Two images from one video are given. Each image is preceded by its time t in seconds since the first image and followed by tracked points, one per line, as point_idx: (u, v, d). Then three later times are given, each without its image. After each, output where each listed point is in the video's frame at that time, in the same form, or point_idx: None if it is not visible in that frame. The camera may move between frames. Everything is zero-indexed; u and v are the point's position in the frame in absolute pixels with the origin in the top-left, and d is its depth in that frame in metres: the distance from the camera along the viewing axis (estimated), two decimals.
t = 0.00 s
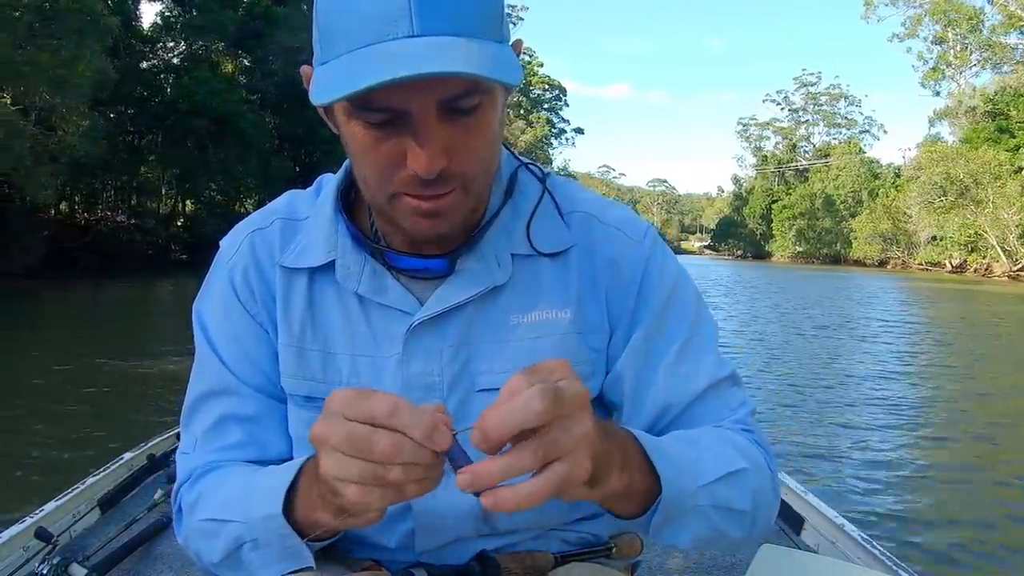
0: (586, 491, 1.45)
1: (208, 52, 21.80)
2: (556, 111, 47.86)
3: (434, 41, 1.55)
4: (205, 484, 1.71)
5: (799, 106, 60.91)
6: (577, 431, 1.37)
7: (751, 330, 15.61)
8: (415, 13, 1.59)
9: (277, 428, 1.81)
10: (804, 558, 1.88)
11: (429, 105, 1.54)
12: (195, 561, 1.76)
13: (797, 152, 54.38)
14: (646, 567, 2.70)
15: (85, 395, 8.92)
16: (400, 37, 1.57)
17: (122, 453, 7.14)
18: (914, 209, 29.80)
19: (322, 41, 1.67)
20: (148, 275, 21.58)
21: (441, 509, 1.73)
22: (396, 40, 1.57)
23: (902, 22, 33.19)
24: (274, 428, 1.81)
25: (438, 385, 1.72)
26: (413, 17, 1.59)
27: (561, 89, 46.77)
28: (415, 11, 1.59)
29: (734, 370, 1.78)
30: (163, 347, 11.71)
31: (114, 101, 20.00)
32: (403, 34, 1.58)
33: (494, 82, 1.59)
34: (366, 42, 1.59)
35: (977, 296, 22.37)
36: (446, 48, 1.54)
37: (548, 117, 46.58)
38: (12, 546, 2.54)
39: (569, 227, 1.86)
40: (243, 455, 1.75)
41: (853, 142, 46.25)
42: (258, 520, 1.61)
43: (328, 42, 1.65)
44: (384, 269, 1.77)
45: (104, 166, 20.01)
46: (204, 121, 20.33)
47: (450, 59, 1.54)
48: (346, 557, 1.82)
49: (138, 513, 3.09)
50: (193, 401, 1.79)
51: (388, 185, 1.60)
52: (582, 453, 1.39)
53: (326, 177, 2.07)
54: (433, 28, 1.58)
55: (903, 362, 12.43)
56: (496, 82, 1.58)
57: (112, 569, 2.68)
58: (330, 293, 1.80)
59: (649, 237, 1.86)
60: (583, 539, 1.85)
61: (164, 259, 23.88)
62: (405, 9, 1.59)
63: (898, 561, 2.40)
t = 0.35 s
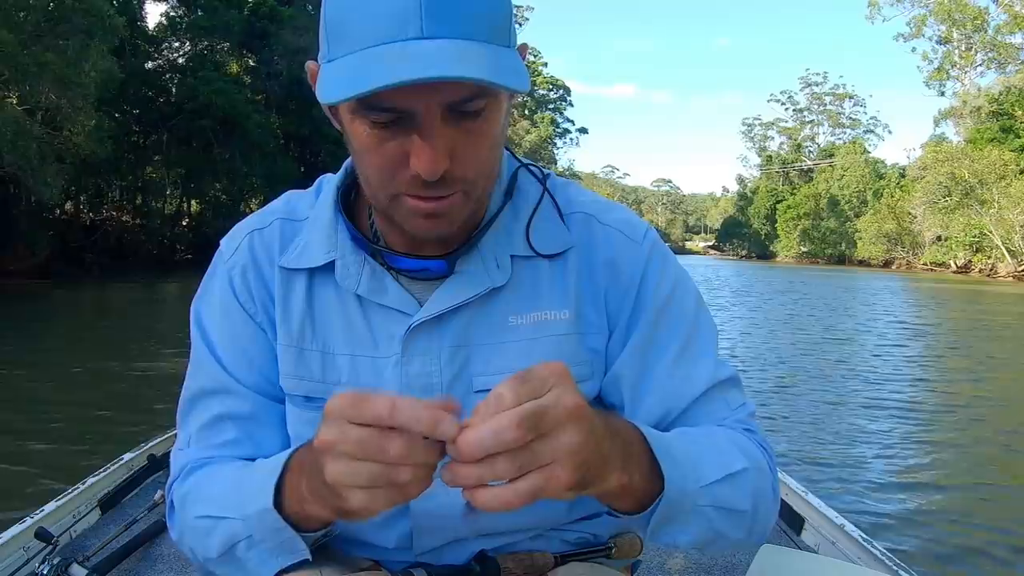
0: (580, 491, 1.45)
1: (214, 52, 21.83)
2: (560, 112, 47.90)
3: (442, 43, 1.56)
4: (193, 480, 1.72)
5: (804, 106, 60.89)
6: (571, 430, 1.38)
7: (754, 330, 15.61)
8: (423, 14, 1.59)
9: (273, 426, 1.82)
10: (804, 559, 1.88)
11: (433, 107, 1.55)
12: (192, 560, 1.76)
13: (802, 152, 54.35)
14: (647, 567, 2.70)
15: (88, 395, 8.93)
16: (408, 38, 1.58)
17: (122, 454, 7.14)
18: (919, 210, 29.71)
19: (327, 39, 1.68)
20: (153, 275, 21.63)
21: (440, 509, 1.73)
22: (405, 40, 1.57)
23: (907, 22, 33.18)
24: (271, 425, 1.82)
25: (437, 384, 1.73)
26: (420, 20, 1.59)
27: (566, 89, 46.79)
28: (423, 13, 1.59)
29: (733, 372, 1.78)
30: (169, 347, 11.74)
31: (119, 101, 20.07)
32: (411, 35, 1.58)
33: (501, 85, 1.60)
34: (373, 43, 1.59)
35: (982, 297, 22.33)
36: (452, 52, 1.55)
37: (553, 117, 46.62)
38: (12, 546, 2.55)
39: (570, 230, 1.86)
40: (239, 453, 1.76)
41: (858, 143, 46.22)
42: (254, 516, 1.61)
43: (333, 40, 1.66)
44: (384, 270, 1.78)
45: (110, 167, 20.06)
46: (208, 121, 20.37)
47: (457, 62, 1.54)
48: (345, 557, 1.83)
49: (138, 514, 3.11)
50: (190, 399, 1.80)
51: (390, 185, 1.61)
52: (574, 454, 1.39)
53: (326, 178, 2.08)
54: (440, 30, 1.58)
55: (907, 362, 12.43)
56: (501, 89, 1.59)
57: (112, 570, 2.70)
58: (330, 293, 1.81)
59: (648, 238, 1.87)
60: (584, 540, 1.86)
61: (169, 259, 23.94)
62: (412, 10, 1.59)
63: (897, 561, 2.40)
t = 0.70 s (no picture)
0: (581, 486, 1.45)
1: (218, 52, 21.87)
2: (565, 111, 47.91)
3: (444, 37, 1.57)
4: (187, 475, 1.72)
5: (809, 106, 60.82)
6: (567, 422, 1.37)
7: (759, 330, 15.62)
8: (425, 8, 1.59)
9: (271, 426, 1.83)
10: (806, 558, 1.88)
11: (435, 104, 1.56)
12: (189, 557, 1.77)
13: (807, 152, 54.31)
14: (647, 567, 2.71)
15: (90, 395, 8.94)
16: (411, 31, 1.58)
17: (123, 453, 7.16)
18: (924, 209, 29.61)
19: (327, 35, 1.68)
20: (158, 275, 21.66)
21: (440, 507, 1.74)
22: (407, 34, 1.58)
23: (913, 22, 33.12)
24: (268, 425, 1.83)
25: (437, 384, 1.74)
26: (423, 14, 1.59)
27: (570, 89, 46.79)
28: (425, 9, 1.60)
29: (734, 374, 1.78)
30: (173, 346, 11.76)
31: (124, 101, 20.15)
32: (413, 28, 1.58)
33: (503, 82, 1.61)
34: (375, 36, 1.60)
35: (987, 297, 22.28)
36: (453, 47, 1.56)
37: (557, 116, 46.63)
38: (12, 546, 2.57)
39: (570, 231, 1.87)
40: (238, 449, 1.77)
41: (863, 143, 46.15)
42: (241, 507, 1.62)
43: (333, 35, 1.66)
44: (384, 269, 1.79)
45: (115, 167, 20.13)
46: (213, 121, 20.41)
47: (459, 59, 1.55)
48: (345, 556, 1.83)
49: (138, 513, 3.12)
50: (188, 398, 1.81)
51: (390, 182, 1.61)
52: (574, 447, 1.39)
53: (326, 178, 2.09)
54: (443, 25, 1.59)
55: (913, 362, 12.41)
56: (504, 86, 1.59)
57: (113, 570, 2.71)
58: (330, 294, 1.81)
59: (649, 239, 1.88)
60: (584, 539, 1.86)
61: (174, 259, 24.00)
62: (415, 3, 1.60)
63: (898, 562, 2.40)
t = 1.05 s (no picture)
0: (577, 488, 1.46)
1: (223, 52, 21.93)
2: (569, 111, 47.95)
3: (444, 39, 1.57)
4: (197, 481, 1.74)
5: (814, 106, 60.76)
6: (566, 420, 1.38)
7: (762, 330, 15.63)
8: (426, 8, 1.60)
9: (274, 428, 1.84)
10: (804, 559, 1.89)
11: (435, 105, 1.57)
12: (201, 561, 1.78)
13: (812, 152, 54.24)
14: (647, 568, 2.72)
15: (90, 395, 8.96)
16: (411, 32, 1.59)
17: (124, 453, 7.18)
18: (928, 209, 29.48)
19: (328, 36, 1.69)
20: (162, 275, 21.71)
21: (438, 507, 1.75)
22: (408, 34, 1.58)
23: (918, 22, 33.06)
24: (272, 426, 1.84)
25: (437, 386, 1.74)
26: (423, 14, 1.60)
27: (575, 89, 46.81)
28: (426, 8, 1.60)
29: (732, 377, 1.79)
30: (178, 346, 11.78)
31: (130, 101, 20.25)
32: (414, 29, 1.59)
33: (502, 83, 1.61)
34: (376, 36, 1.61)
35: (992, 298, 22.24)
36: (453, 49, 1.56)
37: (561, 116, 46.64)
38: (11, 546, 2.58)
39: (570, 232, 1.88)
40: (245, 452, 1.78)
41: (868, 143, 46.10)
42: (256, 518, 1.63)
43: (334, 35, 1.67)
44: (384, 271, 1.79)
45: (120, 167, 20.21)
46: (218, 122, 20.40)
47: (458, 62, 1.56)
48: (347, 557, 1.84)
49: (138, 513, 3.13)
50: (192, 402, 1.82)
51: (390, 184, 1.62)
52: (574, 446, 1.39)
53: (327, 178, 2.10)
54: (444, 26, 1.59)
55: (917, 363, 12.42)
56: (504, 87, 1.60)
57: (112, 570, 2.72)
58: (330, 295, 1.82)
59: (648, 241, 1.88)
60: (584, 540, 1.87)
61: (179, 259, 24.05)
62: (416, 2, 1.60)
63: (899, 562, 2.40)
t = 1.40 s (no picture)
0: (575, 496, 1.47)
1: (228, 52, 21.88)
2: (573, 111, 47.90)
3: (449, 48, 1.58)
4: (203, 482, 1.74)
5: (818, 106, 60.68)
6: (573, 430, 1.39)
7: (766, 331, 15.64)
8: (430, 17, 1.61)
9: (277, 428, 1.85)
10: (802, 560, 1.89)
11: (440, 114, 1.58)
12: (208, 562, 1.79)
13: (816, 152, 54.13)
14: (647, 567, 2.73)
15: (91, 395, 8.96)
16: (415, 43, 1.60)
17: (123, 454, 7.17)
18: (933, 209, 29.33)
19: (333, 39, 1.70)
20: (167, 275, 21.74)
21: (439, 508, 1.75)
22: (412, 45, 1.59)
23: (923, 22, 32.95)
24: (275, 426, 1.85)
25: (439, 386, 1.75)
26: (427, 22, 1.61)
27: (579, 88, 46.75)
28: (430, 17, 1.61)
29: (733, 381, 1.79)
30: (182, 346, 11.78)
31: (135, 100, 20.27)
32: (417, 41, 1.60)
33: (507, 91, 1.62)
34: (380, 43, 1.62)
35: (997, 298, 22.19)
36: (458, 59, 1.57)
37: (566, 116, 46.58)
38: (12, 546, 2.59)
39: (572, 233, 1.88)
40: (250, 453, 1.79)
41: (873, 144, 46.02)
42: (263, 519, 1.64)
43: (339, 41, 1.68)
44: (386, 272, 1.80)
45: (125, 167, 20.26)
46: (223, 121, 20.35)
47: (462, 70, 1.56)
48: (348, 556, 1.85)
49: (139, 513, 3.15)
50: (196, 403, 1.83)
51: (392, 189, 1.64)
52: (576, 453, 1.40)
53: (330, 177, 2.11)
54: (447, 38, 1.60)
55: (920, 363, 12.42)
56: (508, 95, 1.61)
57: (112, 570, 2.73)
58: (333, 295, 1.83)
59: (651, 243, 1.88)
60: (584, 540, 1.88)
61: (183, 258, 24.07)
62: (419, 11, 1.61)
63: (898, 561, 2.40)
